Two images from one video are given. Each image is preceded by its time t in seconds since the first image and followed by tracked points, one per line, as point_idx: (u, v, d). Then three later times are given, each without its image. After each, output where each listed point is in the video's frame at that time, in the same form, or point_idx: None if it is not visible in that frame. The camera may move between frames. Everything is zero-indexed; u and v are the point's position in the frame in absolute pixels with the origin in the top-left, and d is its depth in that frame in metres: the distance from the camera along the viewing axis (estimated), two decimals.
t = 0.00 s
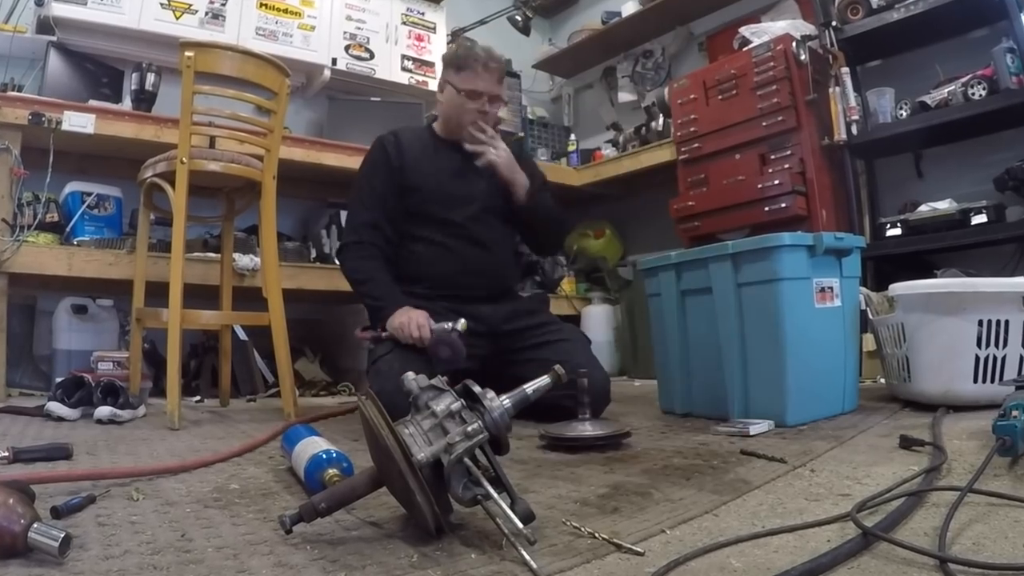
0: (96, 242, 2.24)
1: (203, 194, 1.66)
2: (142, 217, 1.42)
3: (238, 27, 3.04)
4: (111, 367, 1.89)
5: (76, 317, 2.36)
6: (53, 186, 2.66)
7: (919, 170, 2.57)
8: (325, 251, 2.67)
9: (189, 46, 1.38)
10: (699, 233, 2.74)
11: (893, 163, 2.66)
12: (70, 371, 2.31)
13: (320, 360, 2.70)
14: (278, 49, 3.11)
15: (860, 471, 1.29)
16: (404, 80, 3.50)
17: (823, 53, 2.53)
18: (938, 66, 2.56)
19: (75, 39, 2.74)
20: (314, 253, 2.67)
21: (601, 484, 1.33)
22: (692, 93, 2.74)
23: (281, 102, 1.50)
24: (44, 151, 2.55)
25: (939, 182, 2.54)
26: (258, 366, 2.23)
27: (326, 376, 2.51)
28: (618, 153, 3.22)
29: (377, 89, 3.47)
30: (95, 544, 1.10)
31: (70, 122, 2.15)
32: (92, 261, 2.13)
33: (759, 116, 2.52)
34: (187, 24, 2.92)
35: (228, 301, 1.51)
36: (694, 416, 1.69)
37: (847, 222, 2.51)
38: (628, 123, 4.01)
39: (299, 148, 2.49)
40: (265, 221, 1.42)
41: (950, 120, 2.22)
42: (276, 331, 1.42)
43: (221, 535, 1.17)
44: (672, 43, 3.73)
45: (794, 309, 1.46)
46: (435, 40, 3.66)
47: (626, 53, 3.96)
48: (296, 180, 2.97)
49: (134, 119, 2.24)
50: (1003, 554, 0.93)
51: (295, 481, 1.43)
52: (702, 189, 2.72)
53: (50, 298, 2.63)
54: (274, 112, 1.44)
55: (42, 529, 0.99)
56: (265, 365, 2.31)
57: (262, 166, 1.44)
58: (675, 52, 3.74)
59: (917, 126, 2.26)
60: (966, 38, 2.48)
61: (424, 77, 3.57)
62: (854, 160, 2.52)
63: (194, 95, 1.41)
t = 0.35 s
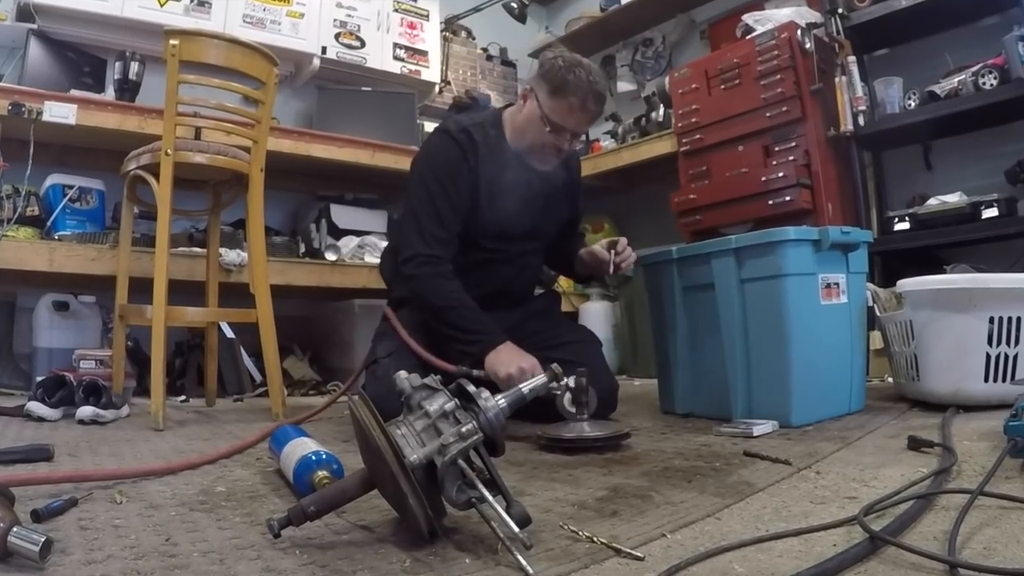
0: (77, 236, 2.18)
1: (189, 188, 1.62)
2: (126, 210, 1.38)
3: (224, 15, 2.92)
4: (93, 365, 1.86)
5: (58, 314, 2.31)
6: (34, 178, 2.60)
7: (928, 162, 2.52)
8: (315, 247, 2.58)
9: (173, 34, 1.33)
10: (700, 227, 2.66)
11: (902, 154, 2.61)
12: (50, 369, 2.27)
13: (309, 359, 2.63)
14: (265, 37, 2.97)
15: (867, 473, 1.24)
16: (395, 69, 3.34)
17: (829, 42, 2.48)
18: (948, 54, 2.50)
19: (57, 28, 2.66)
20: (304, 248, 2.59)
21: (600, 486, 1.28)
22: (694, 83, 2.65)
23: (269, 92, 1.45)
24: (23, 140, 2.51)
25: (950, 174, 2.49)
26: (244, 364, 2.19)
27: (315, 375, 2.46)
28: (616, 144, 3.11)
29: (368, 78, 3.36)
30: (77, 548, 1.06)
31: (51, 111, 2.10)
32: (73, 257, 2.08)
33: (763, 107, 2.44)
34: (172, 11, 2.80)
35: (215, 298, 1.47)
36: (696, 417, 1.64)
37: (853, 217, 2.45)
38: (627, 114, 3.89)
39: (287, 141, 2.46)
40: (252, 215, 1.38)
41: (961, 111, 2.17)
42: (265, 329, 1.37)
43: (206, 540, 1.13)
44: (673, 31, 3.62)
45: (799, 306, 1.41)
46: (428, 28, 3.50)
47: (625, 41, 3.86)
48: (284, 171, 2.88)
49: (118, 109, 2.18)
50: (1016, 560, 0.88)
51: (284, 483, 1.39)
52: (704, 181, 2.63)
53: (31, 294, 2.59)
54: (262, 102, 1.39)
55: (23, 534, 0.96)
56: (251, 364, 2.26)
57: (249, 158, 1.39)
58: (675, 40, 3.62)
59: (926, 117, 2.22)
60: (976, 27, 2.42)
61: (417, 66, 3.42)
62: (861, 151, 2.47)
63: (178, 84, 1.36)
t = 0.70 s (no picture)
0: (57, 231, 2.12)
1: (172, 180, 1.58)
2: (107, 202, 1.36)
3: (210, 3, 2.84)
4: (73, 364, 1.81)
5: (37, 311, 2.27)
6: (14, 171, 2.54)
7: (937, 154, 2.44)
8: (303, 241, 2.49)
9: (156, 21, 1.29)
10: (702, 220, 2.55)
11: (911, 145, 2.51)
12: (30, 368, 2.22)
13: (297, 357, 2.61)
14: (253, 26, 2.86)
15: (875, 476, 1.19)
16: (387, 58, 3.25)
17: (835, 30, 2.39)
18: (959, 42, 2.42)
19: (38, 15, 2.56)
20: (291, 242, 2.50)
21: (598, 489, 1.23)
22: (695, 71, 2.55)
23: (256, 81, 1.41)
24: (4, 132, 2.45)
25: (961, 166, 2.40)
26: (231, 362, 2.15)
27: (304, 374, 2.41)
28: (615, 135, 3.02)
29: (358, 67, 3.26)
30: (57, 553, 1.02)
31: (31, 101, 2.04)
32: (54, 251, 2.02)
33: (768, 97, 2.35)
34: None
35: (198, 294, 1.48)
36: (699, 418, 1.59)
37: (860, 211, 2.40)
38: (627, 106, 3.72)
39: (276, 129, 2.39)
40: (239, 209, 1.33)
41: (970, 102, 2.09)
42: (251, 326, 1.33)
43: (191, 544, 1.08)
44: (673, 18, 3.49)
45: (804, 302, 1.37)
46: (421, 15, 3.38)
47: (624, 29, 3.68)
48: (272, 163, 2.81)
49: (99, 98, 2.12)
50: None
51: (272, 486, 1.34)
52: (706, 174, 2.54)
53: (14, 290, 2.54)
54: (249, 92, 1.34)
55: None
56: (239, 363, 2.22)
57: (236, 150, 1.35)
58: (676, 28, 3.50)
59: (934, 107, 2.14)
60: (986, 14, 2.36)
61: (410, 55, 3.32)
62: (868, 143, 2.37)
63: (162, 73, 1.32)
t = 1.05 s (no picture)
0: (37, 224, 2.06)
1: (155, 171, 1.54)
2: (89, 194, 1.33)
3: None
4: (53, 362, 1.77)
5: (15, 306, 2.22)
6: None
7: (947, 144, 2.37)
8: (291, 236, 2.43)
9: (138, 8, 1.25)
10: (704, 212, 2.49)
11: (921, 136, 2.44)
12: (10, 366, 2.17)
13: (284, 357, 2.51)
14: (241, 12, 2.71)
15: (882, 478, 1.15)
16: (377, 46, 3.08)
17: (841, 16, 2.34)
18: (970, 28, 2.36)
19: None
20: (279, 237, 2.44)
21: (596, 492, 1.19)
22: (696, 59, 2.47)
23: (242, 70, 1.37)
24: None
25: (971, 158, 2.33)
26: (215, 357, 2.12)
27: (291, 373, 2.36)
28: (614, 125, 2.94)
29: (349, 56, 3.11)
30: (35, 558, 0.97)
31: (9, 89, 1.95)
32: (33, 245, 1.96)
33: (772, 85, 2.27)
34: None
35: (184, 290, 1.49)
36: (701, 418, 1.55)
37: (868, 203, 2.33)
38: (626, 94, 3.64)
39: (263, 120, 2.31)
40: (225, 204, 1.28)
41: (982, 91, 2.04)
42: (237, 323, 1.28)
43: (175, 548, 1.04)
44: (675, 4, 3.34)
45: (810, 299, 1.32)
46: None
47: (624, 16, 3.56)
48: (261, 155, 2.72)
49: (80, 87, 2.03)
50: None
51: (258, 488, 1.29)
52: (708, 165, 2.46)
53: None
54: (235, 81, 1.30)
55: None
56: (225, 360, 2.18)
57: (221, 141, 1.31)
58: (677, 15, 3.36)
59: (945, 96, 2.08)
60: None
61: (401, 42, 3.14)
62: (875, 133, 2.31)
63: (145, 62, 1.27)
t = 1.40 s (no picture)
0: (16, 218, 1.98)
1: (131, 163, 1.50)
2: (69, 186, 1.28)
3: None
4: (32, 362, 1.72)
5: None
6: None
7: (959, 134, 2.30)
8: (278, 229, 2.26)
9: None
10: (706, 206, 2.42)
11: (931, 125, 2.37)
12: None
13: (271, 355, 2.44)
14: None
15: (891, 480, 1.11)
16: (368, 32, 2.87)
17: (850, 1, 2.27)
18: (981, 14, 2.31)
19: None
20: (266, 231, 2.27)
21: (595, 494, 1.14)
22: (699, 47, 2.40)
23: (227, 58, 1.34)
24: None
25: (981, 149, 2.28)
26: (201, 359, 2.06)
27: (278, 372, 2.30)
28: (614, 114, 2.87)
29: (336, 42, 2.89)
30: (11, 566, 0.93)
31: None
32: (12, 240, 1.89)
33: (776, 74, 2.21)
34: None
35: (166, 287, 1.49)
36: (704, 417, 1.50)
37: (875, 196, 2.27)
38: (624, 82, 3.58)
39: (249, 109, 2.13)
40: (209, 197, 1.25)
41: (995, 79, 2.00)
42: (222, 321, 1.24)
43: (157, 554, 0.99)
44: None
45: (816, 294, 1.28)
46: None
47: None
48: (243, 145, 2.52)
49: (61, 76, 1.87)
50: None
51: (244, 491, 1.24)
52: (711, 156, 2.39)
53: None
54: (220, 69, 1.27)
55: None
56: (207, 360, 2.13)
57: (206, 131, 1.27)
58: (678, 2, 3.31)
59: (957, 85, 2.04)
60: None
61: (393, 29, 2.93)
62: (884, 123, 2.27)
63: (127, 48, 1.23)
